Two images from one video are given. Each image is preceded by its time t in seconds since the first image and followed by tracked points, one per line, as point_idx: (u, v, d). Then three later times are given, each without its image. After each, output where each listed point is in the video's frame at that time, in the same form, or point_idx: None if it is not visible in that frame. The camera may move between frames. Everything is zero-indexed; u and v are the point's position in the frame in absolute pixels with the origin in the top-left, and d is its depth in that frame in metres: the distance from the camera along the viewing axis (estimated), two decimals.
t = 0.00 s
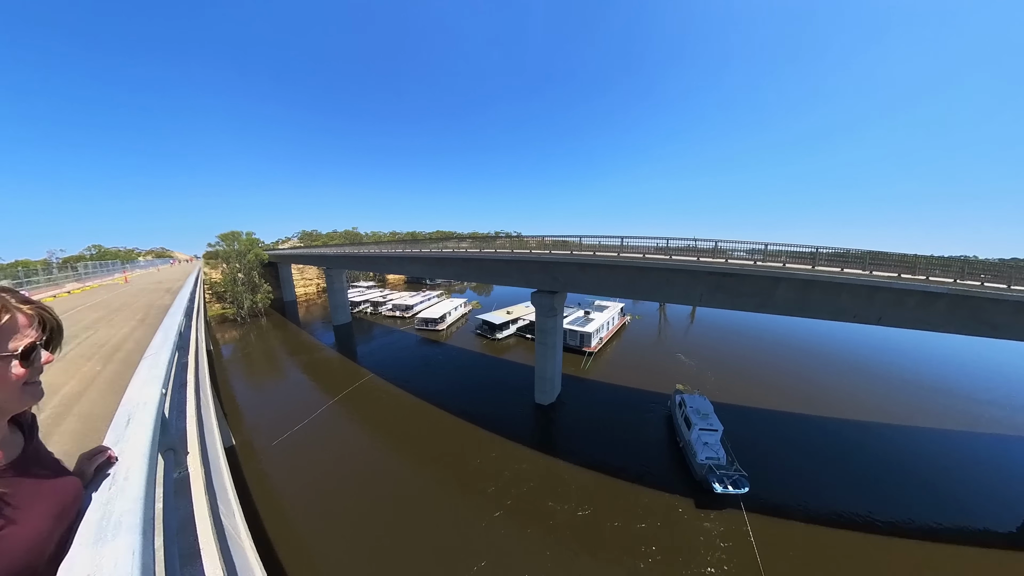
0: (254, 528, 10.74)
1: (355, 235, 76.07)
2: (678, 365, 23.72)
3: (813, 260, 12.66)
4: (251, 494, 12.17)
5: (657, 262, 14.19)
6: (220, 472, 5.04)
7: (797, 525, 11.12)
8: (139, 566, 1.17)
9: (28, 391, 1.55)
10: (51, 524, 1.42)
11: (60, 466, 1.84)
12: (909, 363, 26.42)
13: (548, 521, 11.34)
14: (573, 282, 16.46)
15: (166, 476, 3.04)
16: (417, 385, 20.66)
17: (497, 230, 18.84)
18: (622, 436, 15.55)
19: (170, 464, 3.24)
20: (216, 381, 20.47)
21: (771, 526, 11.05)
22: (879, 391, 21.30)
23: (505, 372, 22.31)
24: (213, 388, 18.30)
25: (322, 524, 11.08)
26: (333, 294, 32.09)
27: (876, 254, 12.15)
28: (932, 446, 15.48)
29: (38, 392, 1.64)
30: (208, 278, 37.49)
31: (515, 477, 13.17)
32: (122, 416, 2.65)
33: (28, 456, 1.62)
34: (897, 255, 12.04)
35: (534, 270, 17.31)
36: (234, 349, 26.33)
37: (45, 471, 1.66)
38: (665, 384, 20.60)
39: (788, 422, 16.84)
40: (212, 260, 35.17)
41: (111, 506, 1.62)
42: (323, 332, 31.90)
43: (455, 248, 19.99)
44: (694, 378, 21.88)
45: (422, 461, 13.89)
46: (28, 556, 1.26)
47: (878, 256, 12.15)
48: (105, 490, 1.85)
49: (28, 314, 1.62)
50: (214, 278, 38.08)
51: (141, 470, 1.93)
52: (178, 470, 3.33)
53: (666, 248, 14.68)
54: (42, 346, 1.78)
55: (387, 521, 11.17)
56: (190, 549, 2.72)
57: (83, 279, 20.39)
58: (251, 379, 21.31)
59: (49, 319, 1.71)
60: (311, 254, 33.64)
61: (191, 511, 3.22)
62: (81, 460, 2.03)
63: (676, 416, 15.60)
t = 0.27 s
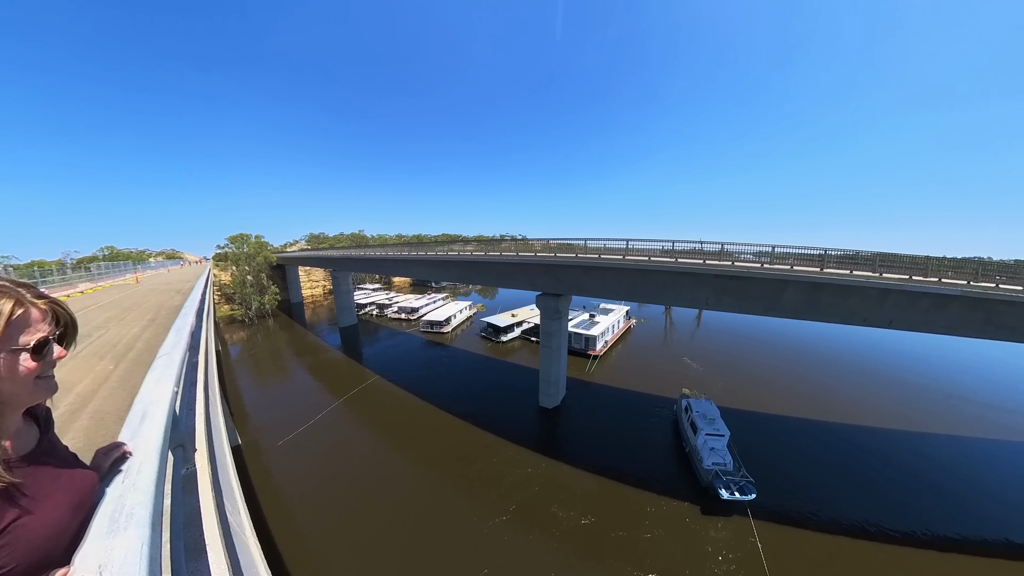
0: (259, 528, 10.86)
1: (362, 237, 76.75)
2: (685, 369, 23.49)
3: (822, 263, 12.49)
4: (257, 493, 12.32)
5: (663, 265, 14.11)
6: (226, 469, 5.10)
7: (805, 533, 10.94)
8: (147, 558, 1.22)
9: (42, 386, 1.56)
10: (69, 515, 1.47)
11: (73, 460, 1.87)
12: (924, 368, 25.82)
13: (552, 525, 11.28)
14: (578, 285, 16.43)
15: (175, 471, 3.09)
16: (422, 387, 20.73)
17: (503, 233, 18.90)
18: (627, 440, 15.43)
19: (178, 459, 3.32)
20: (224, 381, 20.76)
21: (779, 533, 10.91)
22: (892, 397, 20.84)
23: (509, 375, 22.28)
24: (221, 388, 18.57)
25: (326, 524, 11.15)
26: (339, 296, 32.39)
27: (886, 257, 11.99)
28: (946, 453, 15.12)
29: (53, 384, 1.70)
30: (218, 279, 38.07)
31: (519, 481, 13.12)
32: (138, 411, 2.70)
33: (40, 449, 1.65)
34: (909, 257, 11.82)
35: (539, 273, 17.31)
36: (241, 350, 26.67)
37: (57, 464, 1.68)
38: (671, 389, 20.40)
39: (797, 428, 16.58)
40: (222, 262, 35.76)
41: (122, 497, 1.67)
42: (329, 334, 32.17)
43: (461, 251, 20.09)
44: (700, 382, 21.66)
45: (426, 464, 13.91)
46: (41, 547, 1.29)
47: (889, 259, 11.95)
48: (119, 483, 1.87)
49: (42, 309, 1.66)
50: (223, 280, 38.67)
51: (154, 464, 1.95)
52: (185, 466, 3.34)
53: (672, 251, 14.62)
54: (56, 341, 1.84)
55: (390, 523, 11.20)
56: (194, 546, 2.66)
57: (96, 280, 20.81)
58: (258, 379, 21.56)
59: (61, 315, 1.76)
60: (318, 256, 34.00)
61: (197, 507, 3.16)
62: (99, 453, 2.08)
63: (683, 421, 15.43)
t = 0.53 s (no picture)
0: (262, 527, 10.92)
1: (368, 240, 77.28)
2: (691, 373, 23.24)
3: (831, 265, 12.30)
4: (260, 492, 12.42)
5: (669, 267, 14.01)
6: (226, 469, 5.05)
7: (814, 541, 10.75)
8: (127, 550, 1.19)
9: (27, 370, 1.61)
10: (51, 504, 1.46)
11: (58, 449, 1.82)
12: (939, 373, 25.18)
13: (556, 531, 11.17)
14: (583, 287, 16.36)
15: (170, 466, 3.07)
16: (426, 389, 20.76)
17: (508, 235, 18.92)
18: (632, 445, 15.28)
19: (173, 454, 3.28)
20: (231, 381, 20.99)
21: (785, 540, 10.75)
22: (905, 402, 20.37)
23: (514, 378, 22.21)
24: (228, 387, 18.80)
25: (328, 525, 11.18)
26: (345, 298, 32.63)
27: (898, 259, 11.74)
28: (962, 460, 14.71)
29: (38, 370, 1.72)
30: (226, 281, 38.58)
31: (522, 485, 13.03)
32: (136, 403, 2.61)
33: (26, 434, 1.67)
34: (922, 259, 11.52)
35: (543, 275, 17.27)
36: (248, 350, 26.95)
37: (40, 449, 1.68)
38: (677, 393, 20.17)
39: (806, 433, 16.29)
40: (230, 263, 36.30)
41: (111, 486, 1.65)
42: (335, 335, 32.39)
43: (466, 253, 20.15)
44: (707, 387, 21.41)
45: (428, 466, 13.89)
46: (17, 535, 1.29)
47: (901, 260, 11.71)
48: (109, 472, 1.81)
49: (30, 293, 1.66)
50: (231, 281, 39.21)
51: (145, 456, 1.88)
52: (183, 461, 3.35)
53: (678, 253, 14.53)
54: (45, 328, 1.83)
55: (392, 525, 11.20)
56: (186, 543, 2.65)
57: (106, 280, 21.20)
58: (263, 380, 21.75)
59: (52, 301, 1.74)
60: (325, 258, 34.31)
61: (191, 503, 3.11)
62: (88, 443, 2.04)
63: (689, 426, 15.24)
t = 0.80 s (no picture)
0: (265, 528, 10.97)
1: (374, 242, 77.91)
2: (698, 377, 23.00)
3: (840, 267, 12.12)
4: (263, 492, 12.49)
5: (674, 269, 13.91)
6: (224, 465, 4.98)
7: (824, 550, 10.53)
8: (99, 540, 1.12)
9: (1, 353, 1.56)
10: (23, 492, 1.38)
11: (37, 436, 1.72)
12: (956, 378, 24.49)
13: (560, 536, 11.04)
14: (588, 290, 16.29)
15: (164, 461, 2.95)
16: (430, 391, 20.79)
17: (513, 238, 18.96)
18: (637, 449, 15.12)
19: (167, 450, 3.17)
20: (237, 381, 21.27)
21: (793, 548, 10.57)
22: (919, 408, 19.85)
23: (518, 381, 22.16)
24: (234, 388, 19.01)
25: (329, 527, 11.18)
26: (351, 300, 32.91)
27: (909, 261, 11.53)
28: (978, 468, 14.30)
29: (15, 355, 1.67)
30: (234, 283, 39.17)
31: (526, 490, 12.93)
32: (127, 395, 2.46)
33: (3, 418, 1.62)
34: (936, 260, 11.27)
35: (548, 277, 17.24)
36: (255, 351, 27.30)
37: (13, 434, 1.60)
38: (684, 397, 19.96)
39: (815, 439, 15.97)
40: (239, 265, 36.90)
41: (90, 477, 1.57)
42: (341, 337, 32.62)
43: (471, 256, 20.24)
44: (713, 391, 21.18)
45: (431, 469, 13.84)
46: None
47: (913, 262, 11.48)
48: (92, 464, 1.70)
49: (8, 275, 1.62)
50: (239, 283, 39.80)
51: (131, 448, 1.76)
52: (175, 456, 3.26)
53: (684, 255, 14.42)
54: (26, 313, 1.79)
55: (393, 528, 11.17)
56: (170, 538, 2.55)
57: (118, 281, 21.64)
58: (269, 380, 21.95)
59: (33, 286, 1.72)
60: (331, 261, 34.65)
61: (182, 499, 2.97)
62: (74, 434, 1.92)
63: (695, 431, 15.05)
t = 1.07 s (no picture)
0: (268, 529, 11.02)
1: (380, 246, 78.63)
2: (704, 381, 22.75)
3: (849, 269, 11.95)
4: (267, 493, 12.55)
5: (680, 272, 13.82)
6: (224, 465, 4.98)
7: (834, 560, 10.33)
8: (79, 542, 1.04)
9: None
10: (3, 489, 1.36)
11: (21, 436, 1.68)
12: (972, 383, 23.88)
13: (564, 543, 10.93)
14: (593, 293, 16.24)
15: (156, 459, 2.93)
16: (434, 394, 20.82)
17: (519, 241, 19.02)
18: (643, 454, 14.97)
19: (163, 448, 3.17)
20: (244, 382, 21.50)
21: (803, 558, 10.35)
22: (934, 414, 19.37)
23: (522, 384, 22.10)
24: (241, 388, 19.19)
25: (332, 529, 11.18)
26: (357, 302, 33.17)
27: (921, 262, 11.29)
28: (996, 477, 13.89)
29: None
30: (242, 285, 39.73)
31: (530, 494, 12.83)
32: (123, 394, 2.44)
33: None
34: (949, 263, 11.04)
35: (553, 280, 17.23)
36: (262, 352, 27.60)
37: None
38: (690, 402, 19.74)
39: (826, 446, 15.66)
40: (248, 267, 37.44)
41: (76, 477, 1.50)
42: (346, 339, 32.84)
43: (476, 259, 20.34)
44: (720, 395, 20.92)
45: (434, 472, 13.79)
46: None
47: (925, 264, 11.26)
48: (78, 465, 1.67)
49: None
50: (247, 285, 40.34)
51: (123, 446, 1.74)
52: (172, 455, 3.28)
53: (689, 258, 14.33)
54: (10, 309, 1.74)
55: (396, 530, 11.14)
56: (162, 539, 2.53)
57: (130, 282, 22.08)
58: (274, 381, 22.14)
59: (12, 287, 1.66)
60: (338, 264, 35.01)
61: (174, 499, 2.96)
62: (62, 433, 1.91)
63: (702, 436, 14.85)
